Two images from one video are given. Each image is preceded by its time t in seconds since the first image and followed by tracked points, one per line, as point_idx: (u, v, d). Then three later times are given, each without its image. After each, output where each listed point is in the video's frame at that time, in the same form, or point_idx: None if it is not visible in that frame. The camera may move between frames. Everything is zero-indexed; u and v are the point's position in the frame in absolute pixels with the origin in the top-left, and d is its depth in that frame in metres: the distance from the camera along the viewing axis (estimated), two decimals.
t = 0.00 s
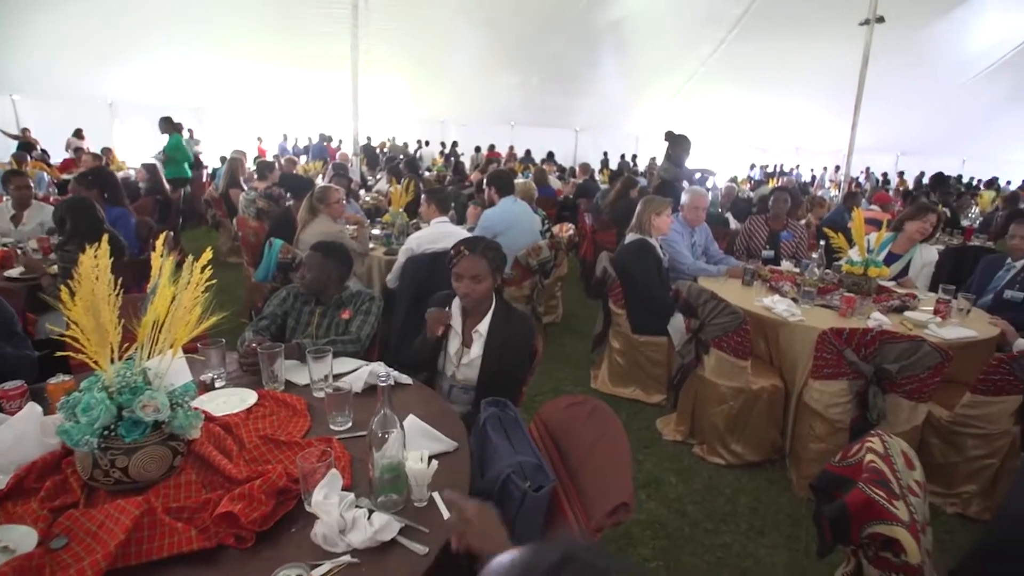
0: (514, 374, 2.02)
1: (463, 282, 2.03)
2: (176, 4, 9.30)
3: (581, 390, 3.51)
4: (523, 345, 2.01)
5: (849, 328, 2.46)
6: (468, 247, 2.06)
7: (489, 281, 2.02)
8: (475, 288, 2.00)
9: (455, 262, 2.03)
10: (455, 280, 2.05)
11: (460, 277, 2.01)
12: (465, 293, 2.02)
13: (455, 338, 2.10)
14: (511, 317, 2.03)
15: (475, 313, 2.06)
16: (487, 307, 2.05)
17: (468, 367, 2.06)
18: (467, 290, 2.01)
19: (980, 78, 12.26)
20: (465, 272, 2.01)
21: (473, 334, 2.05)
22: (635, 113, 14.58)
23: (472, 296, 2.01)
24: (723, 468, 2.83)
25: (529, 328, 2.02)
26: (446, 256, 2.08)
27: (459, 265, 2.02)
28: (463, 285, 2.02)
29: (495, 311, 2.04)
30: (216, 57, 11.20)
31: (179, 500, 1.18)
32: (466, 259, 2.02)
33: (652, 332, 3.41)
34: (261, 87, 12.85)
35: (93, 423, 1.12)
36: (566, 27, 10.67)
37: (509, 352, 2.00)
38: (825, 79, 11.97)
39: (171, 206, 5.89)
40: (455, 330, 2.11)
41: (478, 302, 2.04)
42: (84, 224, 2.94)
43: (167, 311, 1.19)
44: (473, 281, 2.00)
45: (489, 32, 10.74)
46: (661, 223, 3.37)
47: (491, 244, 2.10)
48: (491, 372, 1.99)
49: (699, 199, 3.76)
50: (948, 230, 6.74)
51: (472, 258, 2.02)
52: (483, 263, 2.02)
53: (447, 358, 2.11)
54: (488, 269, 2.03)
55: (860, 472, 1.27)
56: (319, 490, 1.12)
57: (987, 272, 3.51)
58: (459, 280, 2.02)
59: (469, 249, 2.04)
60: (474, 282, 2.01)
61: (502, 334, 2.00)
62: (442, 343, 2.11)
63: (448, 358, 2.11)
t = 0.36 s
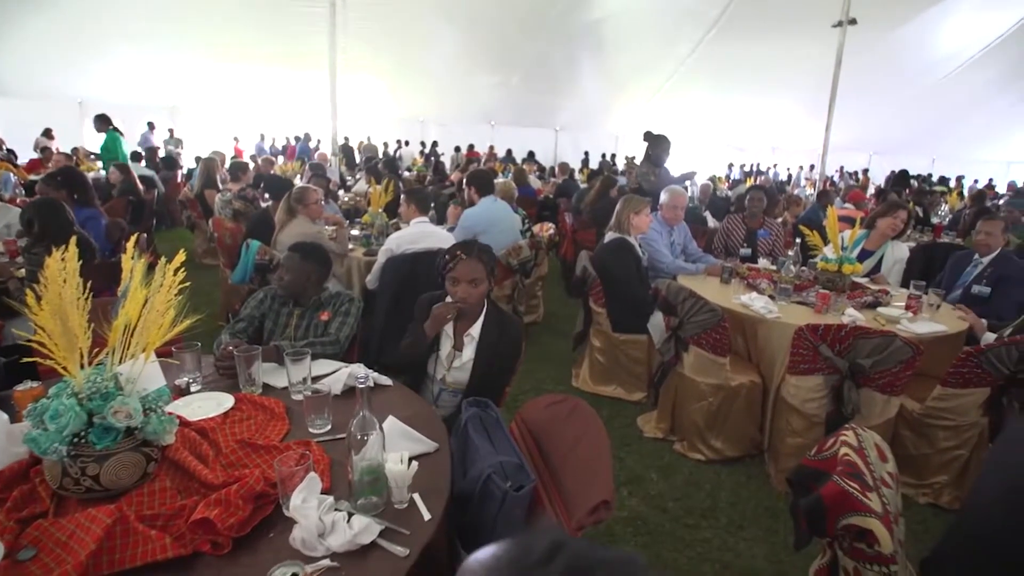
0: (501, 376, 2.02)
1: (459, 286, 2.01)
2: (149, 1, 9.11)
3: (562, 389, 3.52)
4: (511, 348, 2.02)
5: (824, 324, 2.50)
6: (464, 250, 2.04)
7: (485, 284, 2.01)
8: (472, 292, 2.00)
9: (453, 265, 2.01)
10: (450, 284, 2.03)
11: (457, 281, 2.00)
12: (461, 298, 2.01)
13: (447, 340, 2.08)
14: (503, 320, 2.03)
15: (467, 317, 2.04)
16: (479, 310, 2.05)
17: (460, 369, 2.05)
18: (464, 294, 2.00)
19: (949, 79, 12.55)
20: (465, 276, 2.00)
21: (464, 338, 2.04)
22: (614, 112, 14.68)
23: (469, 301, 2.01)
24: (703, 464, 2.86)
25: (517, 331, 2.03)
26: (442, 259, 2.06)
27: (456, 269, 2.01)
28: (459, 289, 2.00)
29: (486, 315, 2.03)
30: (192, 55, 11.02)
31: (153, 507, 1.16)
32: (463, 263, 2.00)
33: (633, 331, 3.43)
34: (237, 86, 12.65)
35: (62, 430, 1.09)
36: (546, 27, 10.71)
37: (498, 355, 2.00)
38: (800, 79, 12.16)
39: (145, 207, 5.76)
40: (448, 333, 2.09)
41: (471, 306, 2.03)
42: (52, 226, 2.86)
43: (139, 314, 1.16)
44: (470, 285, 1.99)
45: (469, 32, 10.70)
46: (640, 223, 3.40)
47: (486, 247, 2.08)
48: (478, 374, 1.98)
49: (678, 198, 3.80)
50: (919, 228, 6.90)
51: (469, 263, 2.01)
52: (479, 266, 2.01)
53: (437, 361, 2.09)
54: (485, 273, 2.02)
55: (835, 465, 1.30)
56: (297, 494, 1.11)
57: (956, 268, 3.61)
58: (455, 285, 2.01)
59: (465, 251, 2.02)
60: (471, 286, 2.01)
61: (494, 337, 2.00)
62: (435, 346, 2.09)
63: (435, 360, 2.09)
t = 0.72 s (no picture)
0: (483, 377, 2.01)
1: (452, 288, 1.99)
2: None
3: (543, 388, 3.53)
4: (495, 350, 2.01)
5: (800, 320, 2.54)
6: (461, 254, 2.03)
7: (475, 288, 2.00)
8: (465, 295, 1.98)
9: (448, 268, 1.99)
10: (443, 286, 2.01)
11: (451, 283, 1.98)
12: (453, 300, 1.99)
13: (432, 341, 2.06)
14: (492, 323, 2.03)
15: (456, 319, 2.03)
16: (466, 314, 2.04)
17: (443, 371, 2.04)
18: (457, 297, 1.98)
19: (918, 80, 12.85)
20: (458, 279, 1.98)
21: (450, 339, 2.03)
22: (593, 112, 14.74)
23: (460, 303, 1.99)
24: (683, 460, 2.89)
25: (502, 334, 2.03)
26: (436, 261, 2.04)
27: (451, 271, 1.99)
28: (449, 291, 1.99)
29: (474, 317, 2.03)
30: (165, 53, 10.79)
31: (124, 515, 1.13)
32: (460, 265, 1.99)
33: (613, 330, 3.46)
34: (211, 85, 12.45)
35: (27, 439, 1.06)
36: (524, 27, 10.71)
37: (482, 357, 1.99)
38: (774, 78, 12.34)
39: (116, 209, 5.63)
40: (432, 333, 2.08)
41: (461, 309, 2.01)
42: (19, 230, 2.79)
43: (107, 318, 1.13)
44: (464, 288, 1.98)
45: (446, 31, 10.65)
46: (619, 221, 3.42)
47: (477, 249, 2.07)
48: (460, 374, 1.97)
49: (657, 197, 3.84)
50: (890, 225, 7.04)
51: (465, 265, 1.99)
52: (472, 271, 2.00)
53: (420, 362, 2.08)
54: (480, 277, 2.02)
55: (809, 459, 1.32)
56: (274, 499, 1.09)
57: (927, 264, 3.68)
58: (449, 286, 1.99)
59: (462, 255, 2.02)
60: (464, 289, 1.99)
61: (478, 340, 2.00)
62: (419, 347, 2.07)
63: (418, 360, 2.08)
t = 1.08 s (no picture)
0: (463, 377, 2.00)
1: (428, 288, 1.98)
2: None
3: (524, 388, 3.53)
4: (475, 350, 2.00)
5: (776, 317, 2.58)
6: (436, 254, 2.02)
7: (453, 287, 2.00)
8: (442, 295, 1.97)
9: (424, 268, 1.98)
10: (420, 286, 2.00)
11: (427, 284, 1.97)
12: (430, 300, 1.98)
13: (411, 342, 2.05)
14: (471, 323, 2.02)
15: (435, 319, 2.02)
16: (444, 313, 2.02)
17: (423, 371, 2.03)
18: (434, 297, 1.97)
19: (888, 81, 13.14)
20: (434, 278, 1.97)
21: (429, 340, 2.02)
22: (572, 111, 14.79)
23: (437, 303, 1.98)
24: (664, 457, 2.91)
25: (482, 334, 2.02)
26: (412, 262, 2.03)
27: (428, 271, 1.98)
28: (426, 291, 1.98)
29: (453, 317, 2.02)
30: (136, 51, 10.55)
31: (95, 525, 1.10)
32: (436, 265, 1.98)
33: (594, 329, 3.47)
34: (185, 85, 12.25)
35: None
36: (503, 26, 10.71)
37: (461, 357, 1.99)
38: (749, 79, 12.52)
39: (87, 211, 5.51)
40: (411, 334, 2.08)
41: (438, 309, 2.00)
42: None
43: (77, 323, 1.10)
44: (440, 288, 1.97)
45: (424, 30, 10.61)
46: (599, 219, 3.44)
47: (453, 249, 2.06)
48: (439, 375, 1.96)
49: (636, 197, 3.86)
50: (862, 223, 7.19)
51: (442, 265, 1.99)
52: (448, 270, 1.99)
53: (400, 363, 2.07)
54: (457, 277, 2.01)
55: (786, 454, 1.34)
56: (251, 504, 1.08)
57: (898, 261, 3.76)
58: (425, 287, 1.97)
59: (437, 255, 2.01)
60: (440, 289, 1.98)
61: (458, 340, 1.99)
62: (397, 348, 2.06)
63: (398, 362, 2.06)
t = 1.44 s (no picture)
0: (443, 378, 1.99)
1: (405, 289, 1.97)
2: None
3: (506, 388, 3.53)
4: (454, 350, 1.99)
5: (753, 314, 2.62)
6: (412, 254, 2.01)
7: (430, 287, 1.99)
8: (419, 295, 1.96)
9: (399, 268, 1.97)
10: (397, 286, 1.99)
11: (404, 284, 1.97)
12: (408, 301, 1.97)
13: (390, 343, 2.05)
14: (450, 322, 2.02)
15: (413, 320, 2.01)
16: (423, 313, 2.02)
17: (402, 372, 2.02)
18: (411, 297, 1.96)
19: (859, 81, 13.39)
20: (411, 278, 1.97)
21: (408, 340, 2.01)
22: (552, 111, 14.82)
23: (415, 303, 1.97)
24: (645, 454, 2.93)
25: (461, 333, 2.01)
26: (388, 262, 2.02)
27: (404, 271, 1.97)
28: (403, 291, 1.97)
29: (432, 317, 2.01)
30: (109, 48, 10.33)
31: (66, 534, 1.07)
32: (412, 265, 1.97)
33: (575, 327, 3.48)
34: (158, 84, 12.04)
35: None
36: (482, 25, 10.69)
37: (441, 357, 1.98)
38: (725, 78, 12.69)
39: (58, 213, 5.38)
40: (390, 335, 2.07)
41: (416, 309, 2.00)
42: None
43: (45, 326, 1.08)
44: (417, 288, 1.96)
45: (402, 29, 10.55)
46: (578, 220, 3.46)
47: (430, 248, 2.06)
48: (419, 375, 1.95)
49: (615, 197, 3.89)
50: (837, 221, 7.32)
51: (418, 265, 1.98)
52: (424, 270, 1.99)
53: (380, 364, 2.05)
54: (434, 277, 2.00)
55: (763, 449, 1.36)
56: (228, 509, 1.06)
57: (872, 258, 3.83)
58: (402, 287, 1.97)
59: (413, 255, 2.00)
60: (417, 289, 1.97)
61: (437, 340, 1.98)
62: (377, 350, 2.05)
63: (378, 363, 2.05)
